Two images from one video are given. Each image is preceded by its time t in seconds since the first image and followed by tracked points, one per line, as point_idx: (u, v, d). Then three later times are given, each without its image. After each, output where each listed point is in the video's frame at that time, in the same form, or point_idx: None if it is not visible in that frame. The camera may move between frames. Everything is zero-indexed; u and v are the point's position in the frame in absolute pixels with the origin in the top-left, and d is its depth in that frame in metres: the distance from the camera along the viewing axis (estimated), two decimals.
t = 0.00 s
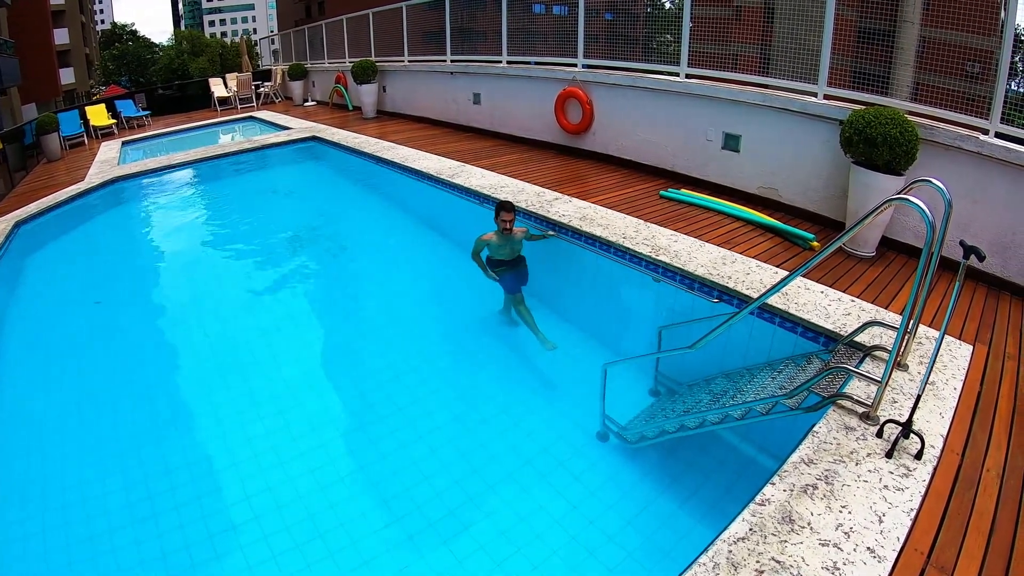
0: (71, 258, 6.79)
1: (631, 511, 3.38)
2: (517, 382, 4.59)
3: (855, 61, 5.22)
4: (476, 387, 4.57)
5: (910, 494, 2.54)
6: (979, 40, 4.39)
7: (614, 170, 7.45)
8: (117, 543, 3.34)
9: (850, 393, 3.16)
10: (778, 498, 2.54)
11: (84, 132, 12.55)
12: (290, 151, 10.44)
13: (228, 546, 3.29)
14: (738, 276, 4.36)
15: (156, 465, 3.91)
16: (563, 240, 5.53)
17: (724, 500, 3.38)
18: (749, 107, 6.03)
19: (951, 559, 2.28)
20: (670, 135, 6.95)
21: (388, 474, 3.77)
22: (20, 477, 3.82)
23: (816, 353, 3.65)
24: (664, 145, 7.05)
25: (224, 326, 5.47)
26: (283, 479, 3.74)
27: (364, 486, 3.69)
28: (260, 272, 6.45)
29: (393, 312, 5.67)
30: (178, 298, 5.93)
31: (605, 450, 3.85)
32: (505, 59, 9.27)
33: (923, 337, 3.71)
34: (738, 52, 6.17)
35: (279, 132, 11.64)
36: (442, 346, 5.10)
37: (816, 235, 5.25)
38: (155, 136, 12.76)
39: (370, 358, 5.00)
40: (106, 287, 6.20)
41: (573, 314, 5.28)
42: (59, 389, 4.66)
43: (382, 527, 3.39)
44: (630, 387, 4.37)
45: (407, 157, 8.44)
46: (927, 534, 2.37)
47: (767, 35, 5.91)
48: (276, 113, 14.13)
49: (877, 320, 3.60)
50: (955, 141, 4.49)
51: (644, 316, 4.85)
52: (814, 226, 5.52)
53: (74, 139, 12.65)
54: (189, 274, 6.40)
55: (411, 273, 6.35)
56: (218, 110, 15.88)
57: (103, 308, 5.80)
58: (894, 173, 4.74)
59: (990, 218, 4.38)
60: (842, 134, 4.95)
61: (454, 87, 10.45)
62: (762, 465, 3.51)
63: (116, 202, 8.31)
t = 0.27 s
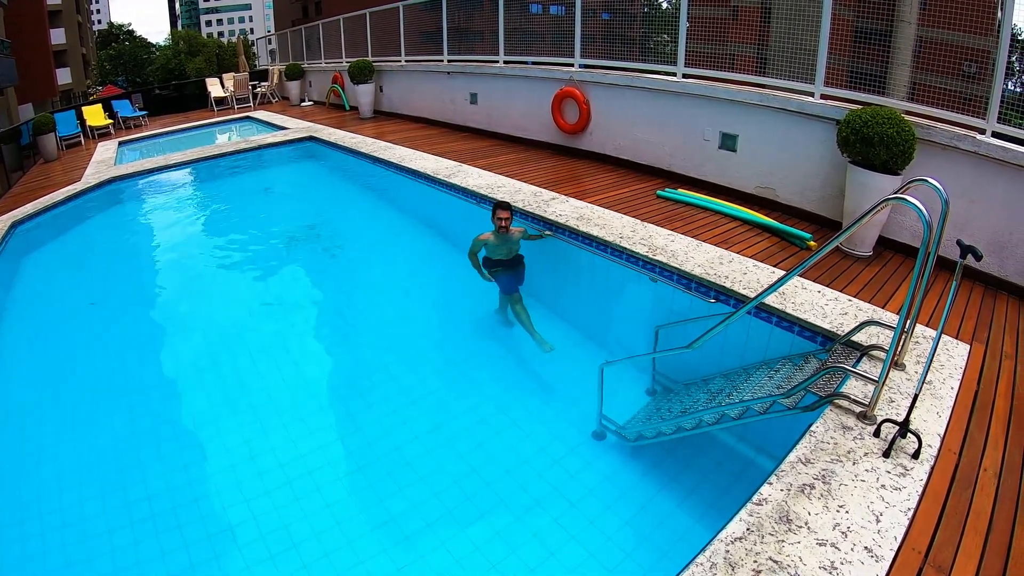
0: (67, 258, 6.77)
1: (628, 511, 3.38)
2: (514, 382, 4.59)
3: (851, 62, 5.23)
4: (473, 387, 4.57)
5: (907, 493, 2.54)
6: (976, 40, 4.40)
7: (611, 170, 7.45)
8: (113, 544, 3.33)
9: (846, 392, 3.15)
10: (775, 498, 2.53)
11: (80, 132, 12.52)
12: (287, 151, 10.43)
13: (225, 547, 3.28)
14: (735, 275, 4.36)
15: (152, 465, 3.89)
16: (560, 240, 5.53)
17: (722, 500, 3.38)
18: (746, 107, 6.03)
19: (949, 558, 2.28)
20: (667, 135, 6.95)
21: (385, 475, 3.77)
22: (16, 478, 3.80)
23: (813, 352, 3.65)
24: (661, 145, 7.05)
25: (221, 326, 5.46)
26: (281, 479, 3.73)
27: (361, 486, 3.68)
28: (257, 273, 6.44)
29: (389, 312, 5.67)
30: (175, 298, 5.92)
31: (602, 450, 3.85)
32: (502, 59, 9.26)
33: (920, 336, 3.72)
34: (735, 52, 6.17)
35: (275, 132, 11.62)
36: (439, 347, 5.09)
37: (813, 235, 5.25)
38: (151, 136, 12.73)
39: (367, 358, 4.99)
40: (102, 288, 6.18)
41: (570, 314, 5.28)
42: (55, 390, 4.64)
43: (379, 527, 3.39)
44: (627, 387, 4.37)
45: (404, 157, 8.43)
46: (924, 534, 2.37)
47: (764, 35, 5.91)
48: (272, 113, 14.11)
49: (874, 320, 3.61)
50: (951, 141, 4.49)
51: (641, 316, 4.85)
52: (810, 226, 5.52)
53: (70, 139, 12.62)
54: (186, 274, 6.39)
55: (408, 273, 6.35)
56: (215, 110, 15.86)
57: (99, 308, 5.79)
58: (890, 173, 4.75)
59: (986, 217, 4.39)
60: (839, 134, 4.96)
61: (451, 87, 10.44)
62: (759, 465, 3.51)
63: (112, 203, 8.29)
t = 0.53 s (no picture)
0: (66, 258, 6.76)
1: (627, 511, 3.38)
2: (513, 382, 4.59)
3: (849, 62, 5.24)
4: (472, 387, 4.56)
5: (905, 493, 2.54)
6: (973, 40, 4.40)
7: (609, 170, 7.45)
8: (112, 545, 3.32)
9: (844, 392, 3.16)
10: (774, 497, 2.53)
11: (78, 132, 12.52)
12: (285, 151, 10.42)
13: (223, 548, 3.28)
14: (733, 275, 4.36)
15: (151, 466, 3.89)
16: (558, 240, 5.53)
17: (721, 500, 3.38)
18: (744, 107, 6.03)
19: (947, 558, 2.28)
20: (665, 135, 6.95)
21: (384, 475, 3.76)
22: (14, 478, 3.80)
23: (811, 352, 3.65)
24: (660, 145, 7.05)
25: (219, 327, 5.46)
26: (279, 480, 3.72)
27: (359, 487, 3.68)
28: (255, 273, 6.44)
29: (388, 313, 5.66)
30: (174, 299, 5.91)
31: (601, 450, 3.85)
32: (500, 59, 9.26)
33: (918, 336, 3.72)
34: (733, 52, 6.17)
35: (274, 132, 11.62)
36: (438, 347, 5.09)
37: (811, 234, 5.26)
38: (150, 137, 12.73)
39: (365, 359, 4.99)
40: (101, 288, 6.17)
41: (569, 314, 5.27)
42: (53, 390, 4.64)
43: (377, 528, 3.38)
44: (625, 387, 4.37)
45: (402, 157, 8.43)
46: (923, 533, 2.38)
47: (762, 35, 5.92)
48: (271, 113, 14.10)
49: (872, 319, 3.61)
50: (949, 141, 4.50)
51: (639, 316, 4.85)
52: (809, 225, 5.52)
53: (68, 139, 12.61)
54: (184, 274, 6.38)
55: (407, 273, 6.35)
56: (213, 111, 15.85)
57: (97, 309, 5.78)
58: (888, 172, 4.75)
59: (984, 217, 4.39)
60: (837, 133, 4.96)
61: (449, 87, 10.44)
62: (758, 465, 3.51)
63: (110, 203, 8.28)
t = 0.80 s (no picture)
0: (64, 258, 6.75)
1: (626, 510, 3.38)
2: (511, 382, 4.58)
3: (847, 61, 5.24)
4: (470, 387, 4.56)
5: (903, 492, 2.54)
6: (972, 40, 4.40)
7: (608, 170, 7.45)
8: (110, 545, 3.32)
9: (842, 391, 3.16)
10: (772, 496, 2.54)
11: (76, 132, 12.50)
12: (284, 151, 10.41)
13: (222, 548, 3.27)
14: (731, 275, 4.36)
15: (149, 466, 3.88)
16: (556, 240, 5.53)
17: (719, 499, 3.38)
18: (742, 107, 6.04)
19: (945, 557, 2.28)
20: (664, 135, 6.95)
21: (382, 475, 3.76)
22: (12, 479, 3.79)
23: (809, 352, 3.65)
24: (658, 145, 7.05)
25: (217, 327, 5.46)
26: (278, 480, 3.72)
27: (358, 487, 3.67)
28: (254, 273, 6.43)
29: (386, 313, 5.66)
30: (172, 299, 5.90)
31: (599, 450, 3.85)
32: (498, 59, 9.26)
33: (916, 335, 3.72)
34: (731, 51, 6.18)
35: (272, 132, 11.61)
36: (436, 347, 5.08)
37: (809, 234, 5.26)
38: (148, 137, 12.71)
39: (364, 359, 4.99)
40: (99, 288, 6.16)
41: (567, 314, 5.27)
42: (51, 391, 4.63)
43: (376, 528, 3.38)
44: (624, 386, 4.37)
45: (401, 157, 8.42)
46: (921, 533, 2.38)
47: (760, 35, 5.92)
48: (269, 113, 14.09)
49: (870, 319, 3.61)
50: (947, 140, 4.50)
51: (637, 315, 4.85)
52: (807, 225, 5.53)
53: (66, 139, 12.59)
54: (182, 275, 6.37)
55: (405, 273, 6.34)
56: (211, 111, 15.83)
57: (96, 309, 5.77)
58: (886, 172, 4.76)
59: (982, 216, 4.40)
60: (835, 133, 4.97)
61: (447, 87, 10.44)
62: (756, 464, 3.51)
63: (108, 203, 8.27)
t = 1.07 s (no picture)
0: (62, 259, 6.74)
1: (624, 512, 3.38)
2: (510, 383, 4.58)
3: (845, 63, 5.25)
4: (468, 388, 4.57)
5: (901, 492, 2.55)
6: (969, 42, 4.42)
7: (606, 172, 7.46)
8: (107, 547, 3.31)
9: (840, 392, 3.16)
10: (770, 497, 2.54)
11: (74, 133, 12.47)
12: (282, 152, 10.41)
13: (220, 549, 3.27)
14: (729, 276, 4.37)
15: (147, 468, 3.87)
16: (554, 241, 5.53)
17: (717, 500, 3.39)
18: (740, 108, 6.05)
19: (943, 557, 2.29)
20: (662, 136, 6.96)
21: (380, 477, 3.76)
22: (10, 479, 3.78)
23: (807, 353, 3.66)
24: (656, 146, 7.06)
25: (215, 327, 5.45)
26: (276, 481, 3.72)
27: (357, 488, 3.67)
28: (251, 274, 6.42)
29: (383, 314, 5.66)
30: (170, 300, 5.90)
31: (597, 452, 3.85)
32: (497, 61, 9.27)
33: (914, 336, 3.73)
34: (729, 53, 6.19)
35: (270, 133, 11.60)
36: (433, 348, 5.08)
37: (806, 235, 5.27)
38: (146, 137, 12.69)
39: (362, 360, 4.98)
40: (97, 289, 6.15)
41: (565, 315, 5.28)
42: (48, 391, 4.62)
43: (374, 529, 3.38)
44: (622, 387, 4.37)
45: (399, 159, 8.42)
46: (919, 533, 2.38)
47: (758, 36, 5.94)
48: (267, 114, 14.08)
49: (867, 320, 3.62)
50: (945, 142, 4.52)
51: (635, 316, 4.85)
52: (804, 227, 5.53)
53: (64, 140, 12.58)
54: (180, 276, 6.36)
55: (403, 275, 6.34)
56: (209, 112, 15.83)
57: (93, 310, 5.76)
58: (884, 174, 4.77)
59: (979, 218, 4.41)
60: (832, 135, 4.98)
61: (446, 89, 10.44)
62: (754, 465, 3.51)
63: (106, 204, 8.26)
